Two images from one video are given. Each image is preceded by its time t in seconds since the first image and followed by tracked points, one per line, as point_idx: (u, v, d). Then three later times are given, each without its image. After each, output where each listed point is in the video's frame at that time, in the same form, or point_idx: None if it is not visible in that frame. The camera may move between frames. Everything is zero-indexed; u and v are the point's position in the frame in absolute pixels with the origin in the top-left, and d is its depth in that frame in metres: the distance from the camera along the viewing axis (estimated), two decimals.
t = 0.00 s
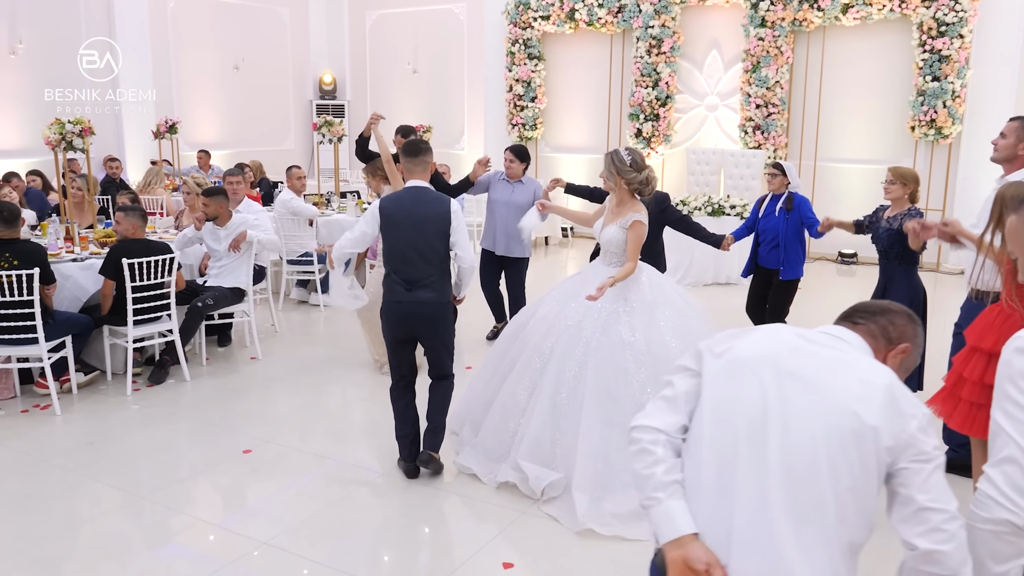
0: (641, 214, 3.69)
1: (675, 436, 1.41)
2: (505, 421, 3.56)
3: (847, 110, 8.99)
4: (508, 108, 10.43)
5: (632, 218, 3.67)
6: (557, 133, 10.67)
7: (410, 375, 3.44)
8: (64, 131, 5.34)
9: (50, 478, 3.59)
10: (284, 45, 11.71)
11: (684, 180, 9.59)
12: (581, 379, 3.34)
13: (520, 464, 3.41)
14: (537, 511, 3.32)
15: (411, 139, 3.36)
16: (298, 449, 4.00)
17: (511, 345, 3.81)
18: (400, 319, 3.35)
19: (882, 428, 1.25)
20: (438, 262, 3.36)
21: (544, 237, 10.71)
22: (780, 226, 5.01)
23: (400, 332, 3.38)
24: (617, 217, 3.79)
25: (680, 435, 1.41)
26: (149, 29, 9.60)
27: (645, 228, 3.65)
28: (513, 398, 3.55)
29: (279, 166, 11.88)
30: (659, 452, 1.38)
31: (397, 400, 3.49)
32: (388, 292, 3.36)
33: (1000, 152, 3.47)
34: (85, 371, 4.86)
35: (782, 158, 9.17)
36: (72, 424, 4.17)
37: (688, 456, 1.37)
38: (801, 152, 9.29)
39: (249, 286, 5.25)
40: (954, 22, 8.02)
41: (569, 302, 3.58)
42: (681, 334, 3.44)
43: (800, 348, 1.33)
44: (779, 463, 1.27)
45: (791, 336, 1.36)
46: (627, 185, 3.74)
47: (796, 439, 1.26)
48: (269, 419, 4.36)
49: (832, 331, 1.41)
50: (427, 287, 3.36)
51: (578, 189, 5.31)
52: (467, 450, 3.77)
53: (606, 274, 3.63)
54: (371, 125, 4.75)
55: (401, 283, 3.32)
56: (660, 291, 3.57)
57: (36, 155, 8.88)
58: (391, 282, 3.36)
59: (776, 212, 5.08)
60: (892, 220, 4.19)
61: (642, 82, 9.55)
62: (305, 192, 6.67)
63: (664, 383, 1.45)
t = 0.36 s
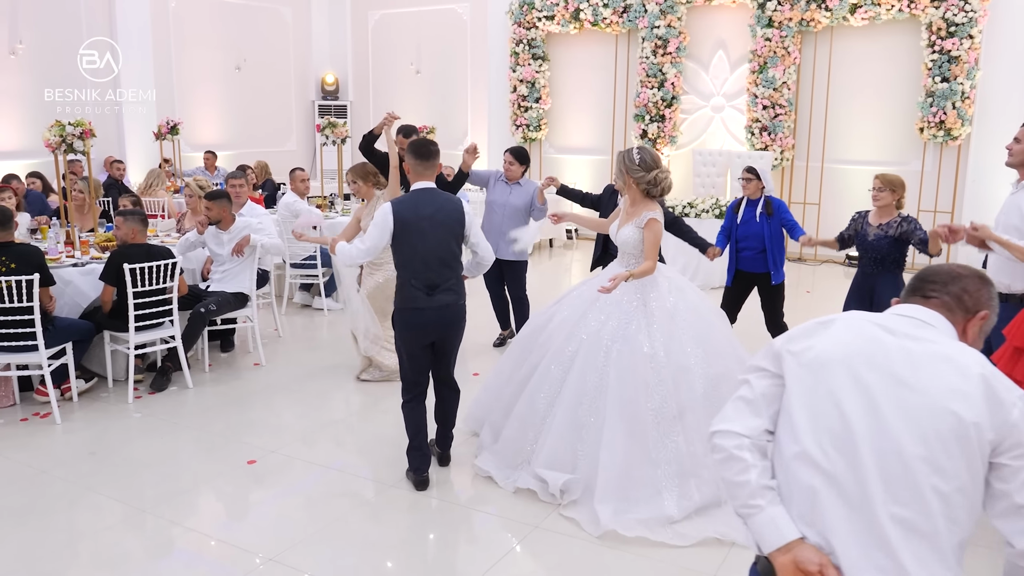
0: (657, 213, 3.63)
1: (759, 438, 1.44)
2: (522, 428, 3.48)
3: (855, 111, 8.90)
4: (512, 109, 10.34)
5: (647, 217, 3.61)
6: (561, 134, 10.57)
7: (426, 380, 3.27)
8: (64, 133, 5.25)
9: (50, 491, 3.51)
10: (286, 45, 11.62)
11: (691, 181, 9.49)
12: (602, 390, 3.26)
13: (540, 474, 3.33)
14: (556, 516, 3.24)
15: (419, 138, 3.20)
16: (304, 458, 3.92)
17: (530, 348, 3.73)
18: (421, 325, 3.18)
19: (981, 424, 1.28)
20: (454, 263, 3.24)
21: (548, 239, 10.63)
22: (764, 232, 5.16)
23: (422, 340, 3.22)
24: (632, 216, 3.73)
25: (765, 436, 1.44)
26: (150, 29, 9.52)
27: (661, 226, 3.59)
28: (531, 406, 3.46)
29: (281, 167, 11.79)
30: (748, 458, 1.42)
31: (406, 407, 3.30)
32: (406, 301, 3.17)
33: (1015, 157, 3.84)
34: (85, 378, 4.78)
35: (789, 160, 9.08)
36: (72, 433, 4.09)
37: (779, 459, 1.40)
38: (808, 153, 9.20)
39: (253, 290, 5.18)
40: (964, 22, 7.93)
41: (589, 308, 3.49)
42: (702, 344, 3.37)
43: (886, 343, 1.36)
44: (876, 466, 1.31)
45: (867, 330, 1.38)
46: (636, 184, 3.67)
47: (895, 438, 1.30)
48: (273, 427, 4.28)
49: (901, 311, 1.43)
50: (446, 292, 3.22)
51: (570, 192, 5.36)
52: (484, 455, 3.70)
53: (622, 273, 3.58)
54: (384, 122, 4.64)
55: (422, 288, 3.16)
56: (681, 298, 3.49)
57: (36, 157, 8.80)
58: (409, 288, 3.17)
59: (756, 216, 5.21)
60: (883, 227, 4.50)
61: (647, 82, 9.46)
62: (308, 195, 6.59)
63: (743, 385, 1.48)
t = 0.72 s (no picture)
0: (656, 208, 3.51)
1: (847, 444, 1.33)
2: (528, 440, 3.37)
3: (861, 109, 8.79)
4: (514, 107, 10.23)
5: (646, 211, 3.49)
6: (563, 133, 10.46)
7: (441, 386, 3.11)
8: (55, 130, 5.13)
9: (39, 500, 3.38)
10: (285, 43, 11.51)
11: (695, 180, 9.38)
12: (608, 397, 3.15)
13: (549, 485, 3.22)
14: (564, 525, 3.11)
15: (441, 134, 3.07)
16: (303, 463, 3.80)
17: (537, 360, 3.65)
18: (446, 330, 3.03)
19: None
20: (472, 262, 3.12)
21: (551, 238, 10.52)
22: (745, 229, 5.15)
23: (444, 343, 3.06)
24: (631, 214, 3.61)
25: (852, 442, 1.33)
26: (148, 27, 9.41)
27: (661, 219, 3.46)
28: (538, 415, 3.37)
29: (280, 166, 11.67)
30: (840, 465, 1.30)
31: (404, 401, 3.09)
32: (432, 303, 3.00)
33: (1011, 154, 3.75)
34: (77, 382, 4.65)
35: (794, 158, 8.96)
36: (62, 439, 3.96)
37: (871, 466, 1.29)
38: (813, 152, 9.08)
39: (249, 291, 5.06)
40: (972, 18, 7.82)
41: (593, 315, 3.40)
42: (708, 347, 3.26)
43: (980, 344, 1.25)
44: (980, 475, 1.22)
45: (958, 329, 1.27)
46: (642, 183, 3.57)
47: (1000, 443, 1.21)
48: (270, 432, 4.16)
49: (985, 310, 1.31)
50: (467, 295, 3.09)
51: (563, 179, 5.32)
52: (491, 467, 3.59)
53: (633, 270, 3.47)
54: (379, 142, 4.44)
55: (452, 288, 3.03)
56: (683, 300, 3.41)
57: (31, 156, 8.68)
58: (435, 290, 3.01)
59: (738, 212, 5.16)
60: (871, 215, 4.53)
61: (650, 80, 9.35)
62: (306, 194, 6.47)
63: (824, 389, 1.37)
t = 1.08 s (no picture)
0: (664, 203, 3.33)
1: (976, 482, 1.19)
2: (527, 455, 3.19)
3: (868, 108, 8.63)
4: (515, 106, 10.07)
5: (651, 205, 3.31)
6: (565, 132, 10.30)
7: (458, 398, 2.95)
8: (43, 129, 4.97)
9: (21, 516, 3.22)
10: (282, 42, 11.35)
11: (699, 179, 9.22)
12: (611, 407, 2.97)
13: (549, 502, 3.04)
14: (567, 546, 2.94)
15: (441, 130, 2.91)
16: (298, 475, 3.64)
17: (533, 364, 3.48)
18: (469, 333, 2.88)
19: None
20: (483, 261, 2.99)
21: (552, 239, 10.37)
22: (751, 226, 5.00)
23: (470, 347, 2.91)
24: (632, 212, 3.43)
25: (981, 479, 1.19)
26: (143, 26, 9.25)
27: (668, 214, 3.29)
28: (537, 426, 3.20)
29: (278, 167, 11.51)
30: (975, 505, 1.16)
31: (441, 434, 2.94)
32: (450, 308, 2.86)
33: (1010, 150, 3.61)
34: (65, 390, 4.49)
35: (800, 157, 8.81)
36: (46, 451, 3.79)
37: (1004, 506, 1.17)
38: (820, 151, 8.92)
39: (243, 295, 4.90)
40: (982, 15, 7.65)
41: (594, 319, 3.23)
42: (716, 353, 3.09)
43: None
44: None
45: None
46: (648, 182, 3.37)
47: None
48: (264, 442, 3.99)
49: None
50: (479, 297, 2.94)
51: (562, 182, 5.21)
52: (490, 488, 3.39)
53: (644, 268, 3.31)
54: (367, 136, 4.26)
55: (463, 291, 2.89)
56: (690, 301, 3.23)
57: (22, 156, 8.51)
58: (451, 293, 2.86)
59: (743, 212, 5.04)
60: (875, 216, 4.41)
61: (653, 78, 9.20)
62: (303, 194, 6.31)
63: (941, 422, 1.22)
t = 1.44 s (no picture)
0: (687, 207, 3.21)
1: None
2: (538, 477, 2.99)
3: (880, 106, 8.51)
4: (521, 104, 9.95)
5: (676, 211, 3.18)
6: (572, 130, 10.18)
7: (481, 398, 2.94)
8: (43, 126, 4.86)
9: (19, 526, 3.10)
10: (286, 40, 11.23)
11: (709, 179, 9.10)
12: (638, 423, 2.82)
13: (568, 527, 2.85)
14: None
15: (470, 126, 2.82)
16: (307, 482, 3.53)
17: (538, 378, 3.31)
18: (479, 339, 2.83)
19: None
20: (510, 268, 2.89)
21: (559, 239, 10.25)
22: (765, 225, 4.87)
23: (476, 355, 2.86)
24: (652, 219, 3.28)
25: None
26: (146, 24, 9.14)
27: (693, 218, 3.17)
28: (549, 441, 3.01)
29: (281, 166, 11.40)
30: None
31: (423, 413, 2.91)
32: (463, 313, 2.80)
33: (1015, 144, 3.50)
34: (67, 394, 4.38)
35: (812, 156, 8.68)
36: (46, 457, 3.68)
37: None
38: (831, 149, 8.80)
39: (248, 296, 4.79)
40: (998, 11, 7.52)
41: (611, 331, 3.08)
42: (744, 366, 2.98)
43: None
44: None
45: None
46: (666, 185, 3.22)
47: None
48: (271, 448, 3.88)
49: None
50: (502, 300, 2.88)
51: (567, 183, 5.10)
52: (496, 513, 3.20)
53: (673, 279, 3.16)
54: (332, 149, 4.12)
55: (483, 298, 2.81)
56: (714, 311, 3.12)
57: (23, 154, 8.40)
58: (467, 300, 2.81)
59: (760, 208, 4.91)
60: (879, 212, 4.36)
61: (662, 76, 9.09)
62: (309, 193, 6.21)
63: None
